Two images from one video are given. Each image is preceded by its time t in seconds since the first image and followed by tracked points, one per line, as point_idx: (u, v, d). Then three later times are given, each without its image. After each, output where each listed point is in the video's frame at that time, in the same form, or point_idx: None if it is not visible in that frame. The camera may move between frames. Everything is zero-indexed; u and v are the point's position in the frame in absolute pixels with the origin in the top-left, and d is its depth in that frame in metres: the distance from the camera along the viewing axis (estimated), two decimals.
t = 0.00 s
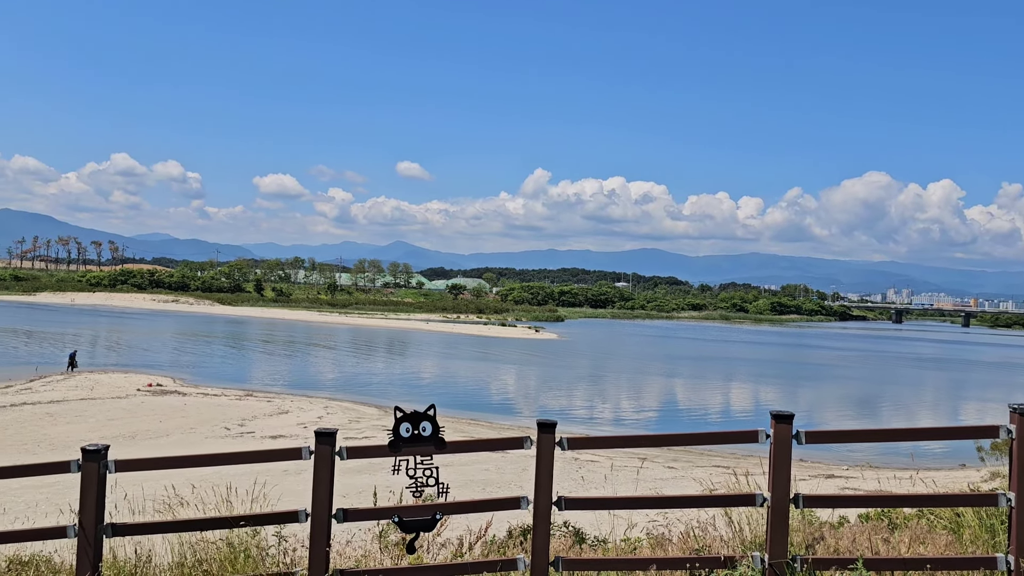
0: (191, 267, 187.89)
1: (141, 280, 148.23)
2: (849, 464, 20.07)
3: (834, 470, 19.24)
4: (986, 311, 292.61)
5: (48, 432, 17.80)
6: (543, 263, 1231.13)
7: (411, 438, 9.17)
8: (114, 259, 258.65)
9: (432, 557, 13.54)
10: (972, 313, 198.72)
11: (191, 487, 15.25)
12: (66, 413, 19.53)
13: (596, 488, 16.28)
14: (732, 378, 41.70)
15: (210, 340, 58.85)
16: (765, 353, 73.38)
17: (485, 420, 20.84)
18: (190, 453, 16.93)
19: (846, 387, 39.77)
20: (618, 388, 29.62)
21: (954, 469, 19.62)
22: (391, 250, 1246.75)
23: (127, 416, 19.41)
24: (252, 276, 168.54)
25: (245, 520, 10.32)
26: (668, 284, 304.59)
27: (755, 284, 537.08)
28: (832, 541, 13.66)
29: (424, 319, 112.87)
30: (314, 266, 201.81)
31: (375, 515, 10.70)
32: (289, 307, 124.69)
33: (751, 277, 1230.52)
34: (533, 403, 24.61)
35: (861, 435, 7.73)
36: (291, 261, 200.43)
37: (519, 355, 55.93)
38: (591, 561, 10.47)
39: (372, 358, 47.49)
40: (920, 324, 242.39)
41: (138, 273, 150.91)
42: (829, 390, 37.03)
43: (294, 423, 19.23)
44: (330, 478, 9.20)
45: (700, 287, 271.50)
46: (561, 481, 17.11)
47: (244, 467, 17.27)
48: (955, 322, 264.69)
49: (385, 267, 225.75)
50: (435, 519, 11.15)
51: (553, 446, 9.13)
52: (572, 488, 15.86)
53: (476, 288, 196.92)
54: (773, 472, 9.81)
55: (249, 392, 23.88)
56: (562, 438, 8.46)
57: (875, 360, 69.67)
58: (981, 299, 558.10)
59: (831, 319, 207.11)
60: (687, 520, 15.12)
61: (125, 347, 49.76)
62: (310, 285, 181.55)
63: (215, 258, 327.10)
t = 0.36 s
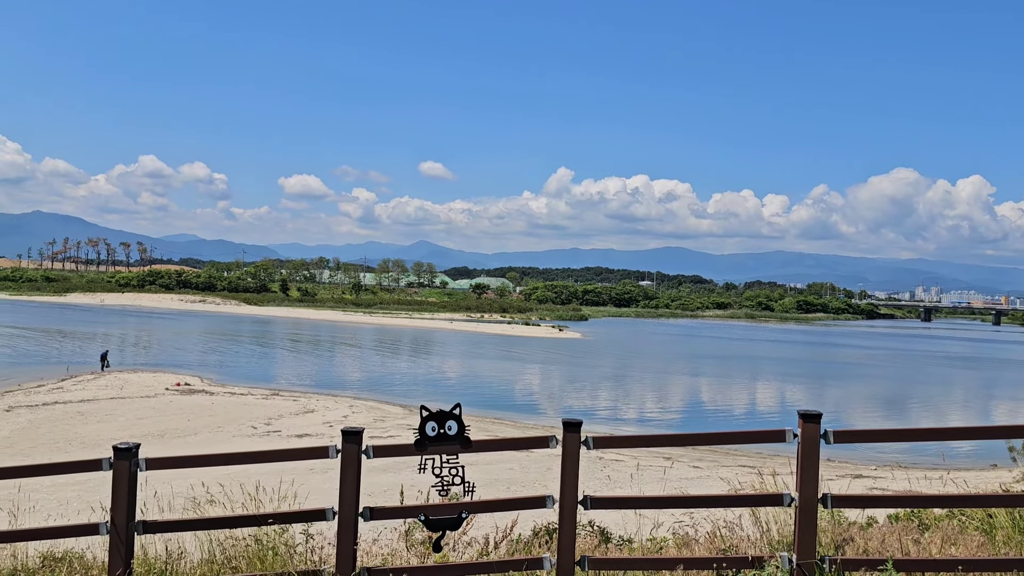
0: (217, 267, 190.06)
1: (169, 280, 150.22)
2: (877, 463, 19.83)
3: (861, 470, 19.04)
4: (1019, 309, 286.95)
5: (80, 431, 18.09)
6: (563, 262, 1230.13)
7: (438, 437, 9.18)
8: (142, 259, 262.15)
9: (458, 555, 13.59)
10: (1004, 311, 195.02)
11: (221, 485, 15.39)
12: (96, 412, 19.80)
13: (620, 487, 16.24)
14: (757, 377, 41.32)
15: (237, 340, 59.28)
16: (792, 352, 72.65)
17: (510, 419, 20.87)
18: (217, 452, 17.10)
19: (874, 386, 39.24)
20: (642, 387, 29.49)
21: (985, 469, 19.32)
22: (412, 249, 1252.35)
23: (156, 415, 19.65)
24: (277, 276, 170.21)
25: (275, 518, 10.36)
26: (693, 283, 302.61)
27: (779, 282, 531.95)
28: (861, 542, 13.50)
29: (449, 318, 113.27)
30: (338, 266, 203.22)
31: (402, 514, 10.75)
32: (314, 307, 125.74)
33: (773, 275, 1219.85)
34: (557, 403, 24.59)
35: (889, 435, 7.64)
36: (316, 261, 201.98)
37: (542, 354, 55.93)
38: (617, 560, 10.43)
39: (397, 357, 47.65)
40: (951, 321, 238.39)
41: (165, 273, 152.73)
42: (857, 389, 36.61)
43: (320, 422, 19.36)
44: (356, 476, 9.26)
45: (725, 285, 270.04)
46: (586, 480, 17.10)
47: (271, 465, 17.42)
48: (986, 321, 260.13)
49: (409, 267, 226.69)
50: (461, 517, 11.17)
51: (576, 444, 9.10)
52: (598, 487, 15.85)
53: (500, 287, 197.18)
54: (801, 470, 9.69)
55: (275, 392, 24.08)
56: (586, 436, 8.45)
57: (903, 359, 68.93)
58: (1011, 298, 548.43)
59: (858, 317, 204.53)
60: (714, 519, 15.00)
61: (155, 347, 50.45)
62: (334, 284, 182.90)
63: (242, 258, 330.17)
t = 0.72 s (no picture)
0: (244, 267, 192.29)
1: (198, 279, 151.97)
2: (907, 463, 19.58)
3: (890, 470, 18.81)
4: None
5: (111, 428, 18.39)
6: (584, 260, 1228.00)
7: (465, 434, 9.21)
8: (172, 259, 265.84)
9: (485, 553, 13.62)
10: None
11: (250, 481, 15.54)
12: (127, 409, 20.12)
13: (646, 486, 16.20)
14: (785, 375, 41.00)
15: (266, 338, 59.92)
16: (821, 350, 71.88)
17: (535, 417, 20.89)
18: (245, 448, 17.29)
19: (905, 385, 38.75)
20: (668, 386, 29.38)
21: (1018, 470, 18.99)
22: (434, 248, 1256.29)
23: (185, 412, 19.93)
24: (304, 275, 171.68)
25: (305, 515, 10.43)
26: (719, 280, 300.17)
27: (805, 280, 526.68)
28: (892, 542, 13.35)
29: (474, 316, 113.53)
30: (364, 264, 204.45)
31: (429, 511, 10.77)
32: (340, 305, 126.58)
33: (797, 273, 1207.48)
34: (582, 401, 24.57)
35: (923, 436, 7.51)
36: (342, 260, 203.32)
37: (568, 352, 55.83)
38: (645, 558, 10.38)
39: (423, 355, 47.98)
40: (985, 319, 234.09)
41: (194, 272, 154.79)
42: (887, 388, 36.13)
43: (346, 420, 19.50)
44: (384, 473, 9.32)
45: (751, 283, 267.75)
46: (611, 478, 17.08)
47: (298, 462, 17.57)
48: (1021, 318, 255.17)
49: (433, 265, 227.45)
50: (488, 515, 11.18)
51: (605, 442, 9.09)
52: (625, 485, 15.82)
53: (524, 286, 197.07)
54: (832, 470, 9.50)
55: (302, 389, 24.31)
56: (613, 435, 8.42)
57: (935, 357, 67.82)
58: None
59: (888, 315, 201.65)
60: (741, 518, 14.89)
61: (185, 345, 51.12)
62: (360, 283, 184.08)
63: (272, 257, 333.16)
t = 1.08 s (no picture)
0: (272, 265, 194.45)
1: (227, 278, 153.73)
2: (941, 463, 19.27)
3: (923, 470, 18.52)
4: None
5: (144, 424, 18.66)
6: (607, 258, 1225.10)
7: (494, 432, 9.19)
8: (202, 258, 269.53)
9: (515, 550, 13.64)
10: None
11: (281, 478, 15.67)
12: (159, 406, 20.39)
13: (673, 485, 16.11)
14: (814, 373, 40.63)
15: (295, 335, 60.53)
16: (851, 348, 71.22)
17: (562, 415, 20.88)
18: (275, 445, 17.46)
19: (938, 383, 38.25)
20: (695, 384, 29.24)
21: None
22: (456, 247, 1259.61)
23: (216, 409, 20.17)
24: (331, 273, 173.07)
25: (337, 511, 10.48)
26: (747, 278, 297.77)
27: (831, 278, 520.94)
28: (926, 542, 13.11)
29: (500, 314, 113.85)
30: (391, 262, 205.69)
31: (459, 508, 10.80)
32: (367, 303, 127.43)
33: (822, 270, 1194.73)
34: (608, 399, 24.57)
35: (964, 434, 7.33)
36: (369, 259, 204.69)
37: (595, 350, 55.78)
38: (676, 557, 10.27)
39: (449, 352, 48.31)
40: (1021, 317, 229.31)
41: (223, 271, 156.69)
42: (918, 386, 35.69)
43: (375, 417, 19.63)
44: (415, 470, 9.35)
45: (779, 281, 265.23)
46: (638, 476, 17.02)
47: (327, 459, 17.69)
48: None
49: (459, 263, 228.02)
50: (518, 513, 11.14)
51: (636, 441, 9.03)
52: (655, 484, 15.73)
53: (550, 283, 196.84)
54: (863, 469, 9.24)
55: (330, 387, 24.51)
56: (643, 433, 8.34)
57: (969, 355, 66.75)
58: None
59: (920, 313, 198.62)
60: (771, 517, 14.72)
61: (217, 342, 51.85)
62: (386, 280, 185.08)
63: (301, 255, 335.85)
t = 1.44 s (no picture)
0: (299, 262, 196.33)
1: (255, 275, 155.24)
2: (973, 464, 18.96)
3: (954, 470, 18.24)
4: None
5: (174, 420, 18.93)
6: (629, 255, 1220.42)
7: (521, 429, 9.14)
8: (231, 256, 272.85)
9: (543, 547, 13.65)
10: None
11: (310, 474, 15.80)
12: (189, 403, 20.66)
13: (700, 483, 16.06)
14: (843, 371, 40.25)
15: (323, 333, 61.11)
16: (882, 346, 70.30)
17: (587, 413, 20.87)
18: (302, 441, 17.63)
19: (970, 381, 37.68)
20: (721, 382, 29.11)
21: None
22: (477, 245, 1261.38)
23: (245, 405, 20.42)
24: (356, 271, 174.23)
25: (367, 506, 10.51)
26: (774, 275, 294.85)
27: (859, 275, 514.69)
28: (959, 543, 12.89)
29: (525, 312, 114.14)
30: (416, 260, 206.46)
31: (488, 504, 10.80)
32: (393, 301, 128.14)
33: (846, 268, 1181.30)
34: (633, 397, 24.55)
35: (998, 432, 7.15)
36: (395, 256, 205.83)
37: (621, 348, 55.73)
38: (704, 556, 10.16)
39: (476, 350, 48.61)
40: None
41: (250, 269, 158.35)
42: (949, 385, 35.20)
43: (401, 414, 19.75)
44: (443, 466, 9.36)
45: (807, 277, 262.51)
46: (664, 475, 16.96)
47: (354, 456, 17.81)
48: None
49: (483, 261, 228.36)
50: (546, 510, 11.12)
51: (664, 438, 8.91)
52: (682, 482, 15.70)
53: (574, 281, 196.41)
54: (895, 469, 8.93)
55: (356, 384, 24.71)
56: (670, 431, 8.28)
57: (1004, 354, 65.56)
58: None
59: (951, 310, 195.29)
60: (800, 517, 14.58)
61: (247, 340, 52.51)
62: (412, 278, 185.92)
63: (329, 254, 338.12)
